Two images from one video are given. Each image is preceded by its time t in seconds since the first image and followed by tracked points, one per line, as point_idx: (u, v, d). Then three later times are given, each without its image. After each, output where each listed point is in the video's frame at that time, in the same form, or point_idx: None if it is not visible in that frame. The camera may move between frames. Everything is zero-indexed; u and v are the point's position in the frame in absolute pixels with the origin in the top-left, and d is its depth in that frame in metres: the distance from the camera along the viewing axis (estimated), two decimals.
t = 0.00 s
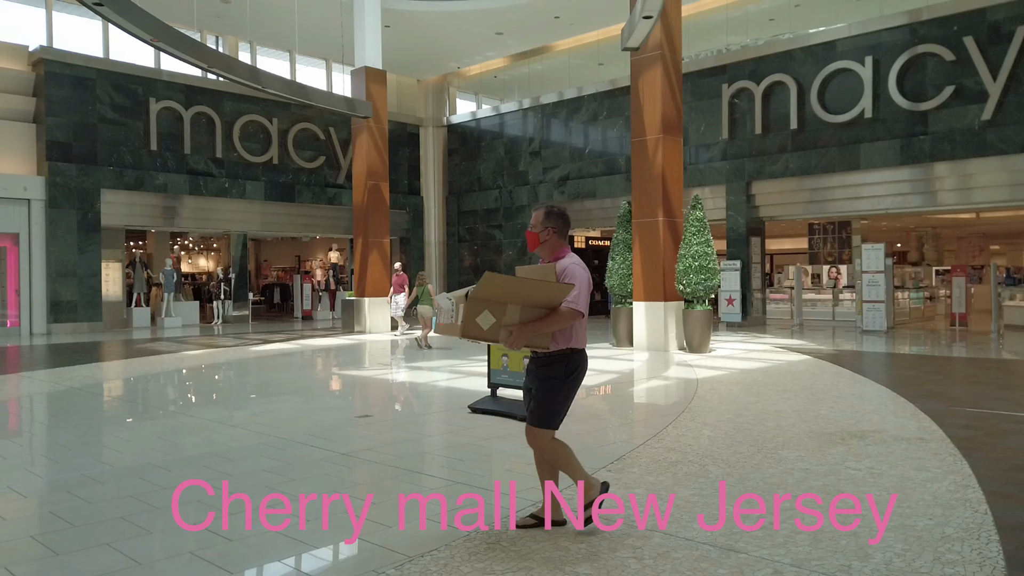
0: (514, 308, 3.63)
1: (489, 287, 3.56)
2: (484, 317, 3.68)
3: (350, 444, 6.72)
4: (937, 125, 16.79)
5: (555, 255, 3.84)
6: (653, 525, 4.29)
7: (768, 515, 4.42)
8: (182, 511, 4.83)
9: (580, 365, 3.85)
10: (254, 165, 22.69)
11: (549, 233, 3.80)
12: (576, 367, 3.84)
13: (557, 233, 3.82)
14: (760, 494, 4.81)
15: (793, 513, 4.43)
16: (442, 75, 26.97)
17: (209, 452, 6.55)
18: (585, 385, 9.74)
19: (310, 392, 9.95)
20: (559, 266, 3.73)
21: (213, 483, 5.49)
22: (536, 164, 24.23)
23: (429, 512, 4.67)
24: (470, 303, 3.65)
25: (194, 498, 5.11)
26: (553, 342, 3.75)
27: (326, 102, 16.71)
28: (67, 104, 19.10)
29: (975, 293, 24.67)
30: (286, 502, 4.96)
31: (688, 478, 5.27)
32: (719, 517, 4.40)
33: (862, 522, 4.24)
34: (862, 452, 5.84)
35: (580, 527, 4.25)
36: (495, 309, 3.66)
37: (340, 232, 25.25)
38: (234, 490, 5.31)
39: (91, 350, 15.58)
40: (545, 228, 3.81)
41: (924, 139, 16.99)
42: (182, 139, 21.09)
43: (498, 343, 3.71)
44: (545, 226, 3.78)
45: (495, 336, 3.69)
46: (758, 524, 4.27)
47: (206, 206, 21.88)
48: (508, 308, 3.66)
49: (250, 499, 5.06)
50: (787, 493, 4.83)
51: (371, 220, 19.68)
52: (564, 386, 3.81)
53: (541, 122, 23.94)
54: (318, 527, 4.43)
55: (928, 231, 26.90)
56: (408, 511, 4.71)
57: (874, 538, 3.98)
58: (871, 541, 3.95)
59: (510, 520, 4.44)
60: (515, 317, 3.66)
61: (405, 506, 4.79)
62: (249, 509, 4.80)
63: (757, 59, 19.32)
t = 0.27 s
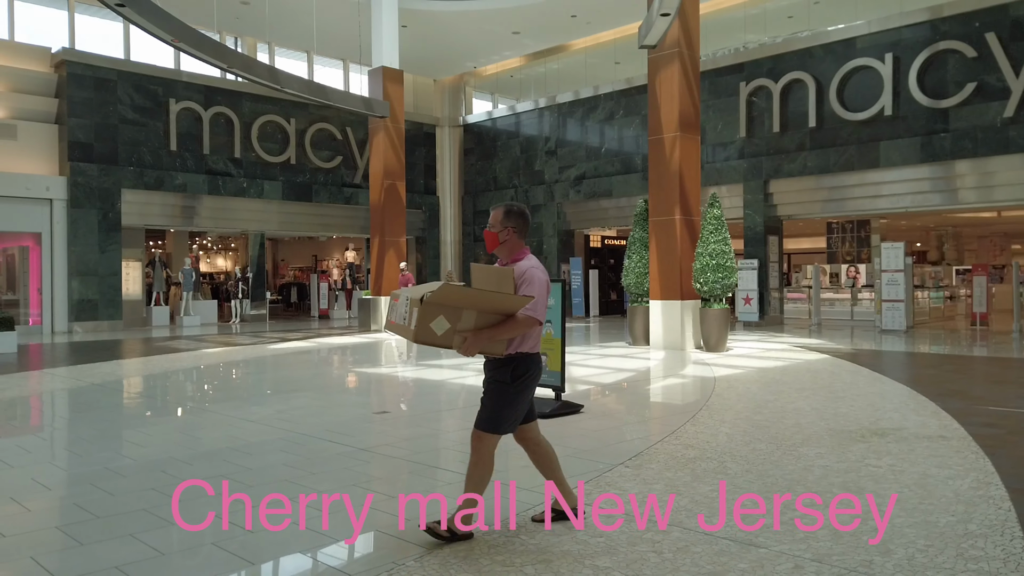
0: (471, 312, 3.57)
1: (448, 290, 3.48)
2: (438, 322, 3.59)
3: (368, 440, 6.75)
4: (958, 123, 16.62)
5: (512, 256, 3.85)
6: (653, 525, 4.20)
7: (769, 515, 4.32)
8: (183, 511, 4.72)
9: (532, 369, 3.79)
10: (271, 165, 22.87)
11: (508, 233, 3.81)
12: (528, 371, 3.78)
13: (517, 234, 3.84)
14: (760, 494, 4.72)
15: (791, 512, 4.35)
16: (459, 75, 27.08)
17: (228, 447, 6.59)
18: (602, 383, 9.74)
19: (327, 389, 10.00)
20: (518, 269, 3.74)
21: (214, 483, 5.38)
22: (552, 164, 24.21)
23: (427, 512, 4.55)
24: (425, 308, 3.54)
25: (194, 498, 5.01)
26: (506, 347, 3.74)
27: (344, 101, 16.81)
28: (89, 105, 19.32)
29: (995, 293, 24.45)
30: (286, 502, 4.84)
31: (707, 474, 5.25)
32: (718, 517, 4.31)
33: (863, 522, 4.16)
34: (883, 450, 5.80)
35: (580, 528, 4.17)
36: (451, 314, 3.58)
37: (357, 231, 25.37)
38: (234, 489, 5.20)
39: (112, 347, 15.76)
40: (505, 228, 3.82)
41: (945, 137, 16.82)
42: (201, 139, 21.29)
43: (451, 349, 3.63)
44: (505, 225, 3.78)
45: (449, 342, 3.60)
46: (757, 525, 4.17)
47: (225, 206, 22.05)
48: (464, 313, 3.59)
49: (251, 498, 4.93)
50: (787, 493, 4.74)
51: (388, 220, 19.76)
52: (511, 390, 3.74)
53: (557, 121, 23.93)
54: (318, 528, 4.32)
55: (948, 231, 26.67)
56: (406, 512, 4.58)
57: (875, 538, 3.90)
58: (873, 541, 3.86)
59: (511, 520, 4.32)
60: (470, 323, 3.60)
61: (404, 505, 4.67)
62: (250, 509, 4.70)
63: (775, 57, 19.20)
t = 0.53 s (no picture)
0: (389, 301, 3.42)
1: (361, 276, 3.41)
2: (354, 311, 3.44)
3: (370, 439, 6.76)
4: (962, 122, 16.59)
5: (450, 247, 3.66)
6: (653, 525, 4.18)
7: (768, 515, 4.30)
8: (182, 511, 4.69)
9: (469, 365, 3.66)
10: (274, 164, 22.91)
11: (448, 221, 3.64)
12: (464, 367, 3.65)
13: (456, 223, 3.67)
14: (760, 494, 4.70)
15: (790, 512, 4.34)
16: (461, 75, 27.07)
17: (231, 446, 6.60)
18: (604, 382, 9.74)
19: (329, 388, 10.01)
20: (450, 258, 3.55)
21: (213, 483, 5.33)
22: (555, 163, 24.22)
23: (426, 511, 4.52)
24: (338, 296, 3.42)
25: (193, 497, 4.98)
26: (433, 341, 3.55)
27: (347, 101, 16.82)
28: (92, 104, 19.35)
29: (998, 293, 24.40)
30: (285, 502, 4.82)
31: (710, 473, 5.25)
32: (718, 517, 4.29)
33: (862, 522, 4.13)
34: (886, 449, 5.79)
35: (579, 528, 4.16)
36: (366, 303, 3.44)
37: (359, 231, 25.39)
38: (234, 490, 5.16)
39: (115, 347, 15.78)
40: (444, 216, 3.66)
41: (949, 136, 16.79)
42: (204, 139, 21.32)
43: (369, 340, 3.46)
44: (443, 213, 3.63)
45: (366, 333, 3.44)
46: (757, 524, 4.15)
47: (227, 205, 22.07)
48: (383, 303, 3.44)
49: (251, 499, 4.91)
50: (787, 493, 4.71)
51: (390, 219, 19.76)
52: (453, 388, 3.62)
53: (559, 121, 23.93)
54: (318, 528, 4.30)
55: (951, 231, 26.62)
56: (405, 513, 4.55)
57: (874, 538, 3.88)
58: (871, 541, 3.85)
59: (510, 520, 4.30)
60: (388, 313, 3.44)
61: (403, 506, 4.66)
62: (250, 509, 4.68)
63: (777, 56, 19.19)
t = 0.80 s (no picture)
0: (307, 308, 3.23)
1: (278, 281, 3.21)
2: (268, 320, 3.23)
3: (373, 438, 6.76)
4: (965, 122, 16.56)
5: (376, 254, 3.52)
6: (654, 525, 4.17)
7: (768, 515, 4.30)
8: (181, 511, 4.68)
9: (401, 375, 3.56)
10: (277, 164, 22.94)
11: (374, 227, 3.51)
12: (396, 378, 3.54)
13: (383, 230, 3.54)
14: (760, 495, 4.69)
15: (790, 512, 4.33)
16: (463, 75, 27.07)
17: (233, 445, 6.61)
18: (607, 382, 9.72)
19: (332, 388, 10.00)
20: (376, 263, 3.40)
21: (214, 483, 5.32)
22: (557, 163, 24.21)
23: (426, 512, 4.51)
24: (251, 302, 3.21)
25: (193, 497, 4.98)
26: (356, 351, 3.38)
27: (349, 101, 16.83)
28: (95, 105, 19.38)
29: (1003, 293, 24.30)
30: (285, 502, 4.82)
31: (713, 472, 5.25)
32: (718, 517, 4.28)
33: (862, 522, 4.12)
34: (890, 449, 5.78)
35: (579, 528, 4.15)
36: (283, 310, 3.24)
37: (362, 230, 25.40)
38: (234, 490, 5.15)
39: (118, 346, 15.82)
40: (371, 223, 3.52)
41: (952, 136, 16.77)
42: (207, 139, 21.36)
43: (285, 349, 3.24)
44: (369, 219, 3.49)
45: (282, 341, 3.22)
46: (757, 525, 4.14)
47: (230, 205, 22.10)
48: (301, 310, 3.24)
49: (251, 499, 4.91)
50: (787, 493, 4.70)
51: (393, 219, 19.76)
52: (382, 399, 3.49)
53: (561, 121, 23.92)
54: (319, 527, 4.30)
55: (955, 230, 26.52)
56: (406, 513, 4.55)
57: (874, 538, 3.87)
58: (872, 540, 3.84)
59: (512, 520, 4.29)
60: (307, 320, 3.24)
61: (403, 506, 4.65)
62: (250, 508, 4.68)
63: (780, 56, 19.18)
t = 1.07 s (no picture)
0: (228, 298, 3.22)
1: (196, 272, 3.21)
2: (189, 312, 3.24)
3: (374, 436, 6.78)
4: (967, 121, 16.55)
5: (302, 241, 3.54)
6: (652, 525, 4.15)
7: (768, 515, 4.28)
8: (183, 510, 4.66)
9: (319, 366, 3.50)
10: (279, 164, 22.99)
11: (299, 215, 3.53)
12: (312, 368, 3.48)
13: (308, 217, 3.56)
14: (760, 494, 4.67)
15: (791, 512, 4.32)
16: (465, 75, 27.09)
17: (235, 443, 6.63)
18: (608, 381, 9.73)
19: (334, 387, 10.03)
20: (300, 250, 3.41)
21: (214, 483, 5.29)
22: (559, 163, 24.23)
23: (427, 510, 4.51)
24: (170, 296, 3.21)
25: (194, 496, 4.96)
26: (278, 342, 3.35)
27: (351, 100, 16.86)
28: (97, 105, 19.41)
29: (1004, 292, 24.28)
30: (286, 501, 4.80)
31: (713, 470, 5.26)
32: (719, 517, 4.26)
33: (862, 522, 4.10)
34: (889, 446, 5.79)
35: (579, 528, 4.13)
36: (205, 302, 3.24)
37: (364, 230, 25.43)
38: (234, 489, 5.12)
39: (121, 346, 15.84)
40: (296, 210, 3.54)
41: (954, 135, 16.76)
42: (209, 139, 21.41)
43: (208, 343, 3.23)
44: (294, 207, 3.51)
45: (205, 334, 3.22)
46: (757, 524, 4.13)
47: (232, 205, 22.14)
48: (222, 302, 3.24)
49: (250, 499, 4.87)
50: (787, 492, 4.66)
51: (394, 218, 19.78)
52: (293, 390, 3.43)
53: (563, 121, 23.94)
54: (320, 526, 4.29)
55: (957, 230, 26.50)
56: (407, 510, 4.55)
57: (874, 538, 3.83)
58: (872, 540, 3.80)
59: (512, 520, 4.27)
60: (229, 312, 3.23)
61: (404, 504, 4.65)
62: (251, 509, 4.65)
63: (782, 56, 19.18)
